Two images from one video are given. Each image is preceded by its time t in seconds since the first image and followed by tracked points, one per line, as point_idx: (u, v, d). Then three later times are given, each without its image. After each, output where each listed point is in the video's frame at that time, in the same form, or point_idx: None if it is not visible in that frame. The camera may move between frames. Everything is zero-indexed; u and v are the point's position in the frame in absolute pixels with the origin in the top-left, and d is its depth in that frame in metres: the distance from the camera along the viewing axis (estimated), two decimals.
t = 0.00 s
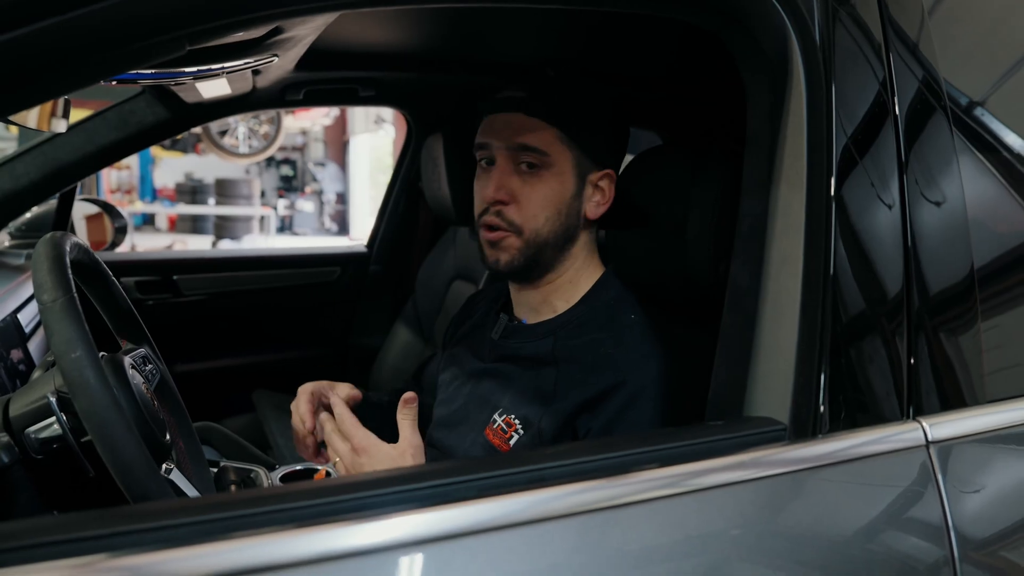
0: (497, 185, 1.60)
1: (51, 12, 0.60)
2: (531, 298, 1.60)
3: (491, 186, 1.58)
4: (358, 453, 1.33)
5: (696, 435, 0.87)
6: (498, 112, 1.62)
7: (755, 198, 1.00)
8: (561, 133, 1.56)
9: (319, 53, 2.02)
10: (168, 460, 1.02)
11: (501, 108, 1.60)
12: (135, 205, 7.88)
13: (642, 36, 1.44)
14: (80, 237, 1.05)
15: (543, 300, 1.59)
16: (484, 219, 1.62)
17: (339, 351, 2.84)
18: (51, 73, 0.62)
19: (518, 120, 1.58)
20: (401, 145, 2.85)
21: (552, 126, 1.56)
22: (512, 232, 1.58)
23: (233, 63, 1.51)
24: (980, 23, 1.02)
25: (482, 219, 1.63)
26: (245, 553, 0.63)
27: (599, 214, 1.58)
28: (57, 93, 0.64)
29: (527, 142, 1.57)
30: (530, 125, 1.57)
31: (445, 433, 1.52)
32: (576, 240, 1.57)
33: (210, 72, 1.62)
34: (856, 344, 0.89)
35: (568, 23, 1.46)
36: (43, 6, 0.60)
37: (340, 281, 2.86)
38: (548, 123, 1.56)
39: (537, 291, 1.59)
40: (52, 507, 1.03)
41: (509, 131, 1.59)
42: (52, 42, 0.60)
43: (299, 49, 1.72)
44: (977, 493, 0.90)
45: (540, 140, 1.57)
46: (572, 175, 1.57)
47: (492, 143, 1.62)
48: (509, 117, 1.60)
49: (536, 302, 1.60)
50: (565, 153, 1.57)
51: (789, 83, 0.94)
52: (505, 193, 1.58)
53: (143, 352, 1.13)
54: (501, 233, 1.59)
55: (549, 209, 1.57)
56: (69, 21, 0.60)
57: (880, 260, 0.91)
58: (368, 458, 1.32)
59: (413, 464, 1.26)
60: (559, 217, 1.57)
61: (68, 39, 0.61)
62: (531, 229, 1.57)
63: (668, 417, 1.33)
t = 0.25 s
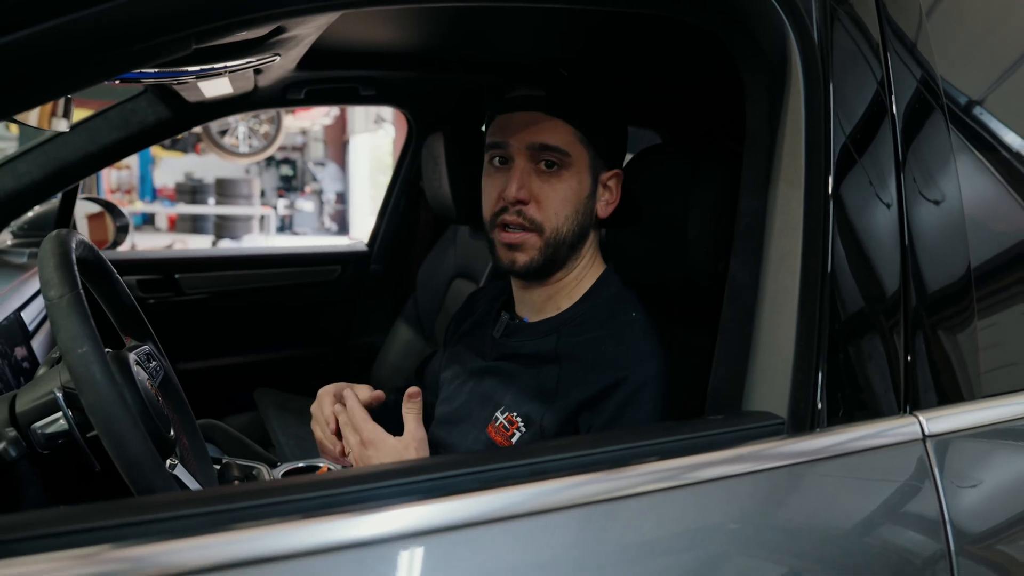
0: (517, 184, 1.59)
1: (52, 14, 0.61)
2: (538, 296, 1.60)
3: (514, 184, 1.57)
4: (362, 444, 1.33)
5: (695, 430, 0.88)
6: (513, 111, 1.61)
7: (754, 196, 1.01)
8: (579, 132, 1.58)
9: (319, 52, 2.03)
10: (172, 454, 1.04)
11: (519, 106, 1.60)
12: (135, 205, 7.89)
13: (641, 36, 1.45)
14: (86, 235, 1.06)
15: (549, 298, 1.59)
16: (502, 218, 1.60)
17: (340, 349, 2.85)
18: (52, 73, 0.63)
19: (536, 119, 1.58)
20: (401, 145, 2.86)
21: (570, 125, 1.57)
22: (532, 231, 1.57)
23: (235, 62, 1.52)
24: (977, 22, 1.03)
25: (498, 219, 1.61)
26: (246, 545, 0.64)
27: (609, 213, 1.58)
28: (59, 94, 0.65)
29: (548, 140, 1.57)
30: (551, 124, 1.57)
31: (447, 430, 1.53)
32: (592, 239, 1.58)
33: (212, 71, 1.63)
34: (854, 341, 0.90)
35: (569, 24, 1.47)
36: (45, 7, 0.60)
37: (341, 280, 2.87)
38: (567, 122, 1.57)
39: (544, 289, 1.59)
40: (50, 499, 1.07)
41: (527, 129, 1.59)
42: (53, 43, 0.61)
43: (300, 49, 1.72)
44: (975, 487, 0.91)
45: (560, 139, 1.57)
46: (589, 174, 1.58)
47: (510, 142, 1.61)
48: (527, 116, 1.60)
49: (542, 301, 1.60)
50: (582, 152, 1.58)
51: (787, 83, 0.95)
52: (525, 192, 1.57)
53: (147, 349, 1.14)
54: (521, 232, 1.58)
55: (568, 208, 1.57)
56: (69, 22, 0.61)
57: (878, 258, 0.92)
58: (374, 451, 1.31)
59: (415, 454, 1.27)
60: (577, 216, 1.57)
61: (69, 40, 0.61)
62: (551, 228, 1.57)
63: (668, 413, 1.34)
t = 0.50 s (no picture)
0: (507, 186, 1.60)
1: (58, 21, 0.62)
2: (539, 296, 1.62)
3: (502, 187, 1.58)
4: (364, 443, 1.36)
5: (694, 426, 0.89)
6: (503, 114, 1.62)
7: (752, 196, 1.02)
8: (568, 134, 1.58)
9: (321, 53, 2.04)
10: (177, 453, 1.05)
11: (508, 110, 1.60)
12: (136, 204, 7.90)
13: (641, 39, 1.46)
14: (92, 235, 1.07)
15: (551, 297, 1.60)
16: (493, 220, 1.62)
17: (341, 348, 2.86)
18: (59, 80, 0.64)
19: (525, 122, 1.59)
20: (402, 144, 2.88)
21: (559, 127, 1.57)
22: (523, 233, 1.59)
23: (237, 63, 1.53)
24: (974, 22, 1.04)
25: (491, 220, 1.63)
26: (248, 540, 0.66)
27: (605, 212, 1.61)
28: (66, 99, 0.66)
29: (536, 143, 1.58)
30: (539, 126, 1.58)
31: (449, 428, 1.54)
32: (585, 239, 1.59)
33: (215, 72, 1.64)
34: (851, 339, 0.92)
35: (569, 25, 1.48)
36: (50, 14, 0.62)
37: (342, 279, 2.88)
38: (556, 124, 1.57)
39: (544, 289, 1.60)
40: (57, 496, 1.09)
41: (516, 132, 1.60)
42: (59, 50, 0.62)
43: (302, 50, 1.74)
44: (973, 483, 0.92)
45: (549, 141, 1.58)
46: (580, 175, 1.59)
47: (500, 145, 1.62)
48: (516, 119, 1.60)
49: (544, 300, 1.61)
50: (572, 154, 1.58)
51: (784, 85, 0.96)
52: (515, 194, 1.58)
53: (153, 348, 1.15)
54: (512, 234, 1.60)
55: (558, 209, 1.58)
56: (74, 30, 0.62)
57: (875, 257, 0.93)
58: (375, 451, 1.35)
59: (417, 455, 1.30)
60: (568, 217, 1.58)
61: (74, 47, 0.63)
62: (541, 230, 1.58)
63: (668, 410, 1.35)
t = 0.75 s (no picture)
0: (501, 190, 1.61)
1: (65, 27, 0.63)
2: (539, 295, 1.63)
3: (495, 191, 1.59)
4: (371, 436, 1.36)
5: (693, 425, 0.90)
6: (498, 118, 1.63)
7: (751, 196, 1.03)
8: (561, 137, 1.58)
9: (322, 53, 2.05)
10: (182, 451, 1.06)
11: (502, 114, 1.61)
12: (135, 204, 7.91)
13: (640, 40, 1.47)
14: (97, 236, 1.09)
15: (551, 296, 1.61)
16: (489, 223, 1.64)
17: (342, 347, 2.87)
18: (68, 83, 0.65)
19: (518, 126, 1.60)
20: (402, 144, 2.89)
21: (552, 130, 1.58)
22: (518, 235, 1.60)
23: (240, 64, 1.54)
24: (973, 24, 1.04)
25: (487, 223, 1.64)
26: (252, 537, 0.67)
27: (604, 213, 1.61)
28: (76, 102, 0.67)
29: (529, 147, 1.58)
30: (531, 130, 1.58)
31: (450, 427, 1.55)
32: (582, 240, 1.59)
33: (217, 73, 1.65)
34: (850, 339, 0.93)
35: (569, 27, 1.49)
36: (57, 19, 0.62)
37: (342, 278, 2.89)
38: (549, 128, 1.57)
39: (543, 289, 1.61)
40: (66, 493, 1.11)
41: (510, 136, 1.61)
42: (68, 55, 0.63)
43: (303, 51, 1.75)
44: (970, 482, 0.93)
45: (542, 145, 1.58)
46: (575, 177, 1.59)
47: (495, 149, 1.63)
48: (510, 123, 1.61)
49: (544, 299, 1.62)
50: (566, 156, 1.59)
51: (782, 87, 0.97)
52: (509, 198, 1.60)
53: (157, 347, 1.16)
54: (507, 237, 1.61)
55: (553, 212, 1.59)
56: (83, 34, 0.63)
57: (873, 257, 0.94)
58: (383, 443, 1.35)
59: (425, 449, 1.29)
60: (563, 220, 1.59)
61: (83, 51, 0.64)
62: (536, 232, 1.59)
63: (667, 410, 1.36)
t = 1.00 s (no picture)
0: (501, 190, 1.61)
1: (71, 27, 0.63)
2: (539, 296, 1.63)
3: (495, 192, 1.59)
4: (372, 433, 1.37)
5: (692, 424, 0.90)
6: (499, 119, 1.63)
7: (750, 197, 1.03)
8: (562, 139, 1.58)
9: (321, 54, 2.05)
10: (183, 450, 1.07)
11: (502, 115, 1.61)
12: (134, 204, 7.91)
13: (639, 41, 1.48)
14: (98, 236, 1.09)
15: (551, 297, 1.61)
16: (488, 223, 1.64)
17: (341, 347, 2.87)
18: (74, 82, 0.65)
19: (519, 127, 1.60)
20: (401, 144, 2.89)
21: (553, 132, 1.58)
22: (517, 236, 1.60)
23: (239, 65, 1.54)
24: (972, 24, 1.05)
25: (486, 224, 1.64)
26: (252, 536, 0.67)
27: (604, 214, 1.62)
28: (84, 101, 0.67)
29: (529, 148, 1.58)
30: (532, 132, 1.59)
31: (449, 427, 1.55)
32: (581, 241, 1.60)
33: (217, 73, 1.65)
34: (848, 339, 0.93)
35: (568, 28, 1.49)
36: (59, 21, 0.63)
37: (342, 278, 2.89)
38: (549, 129, 1.57)
39: (543, 289, 1.62)
40: (66, 493, 1.12)
41: (511, 137, 1.61)
42: (74, 54, 0.63)
43: (303, 52, 1.75)
44: (968, 480, 0.94)
45: (542, 147, 1.58)
46: (574, 179, 1.59)
47: (495, 150, 1.63)
48: (510, 124, 1.61)
49: (544, 300, 1.62)
50: (566, 158, 1.59)
51: (781, 87, 0.98)
52: (509, 199, 1.60)
53: (158, 347, 1.16)
54: (506, 237, 1.61)
55: (552, 213, 1.59)
56: (89, 34, 0.64)
57: (872, 257, 0.95)
58: (383, 443, 1.35)
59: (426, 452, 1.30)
60: (562, 221, 1.59)
61: (89, 50, 0.64)
62: (535, 233, 1.59)
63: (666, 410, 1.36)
